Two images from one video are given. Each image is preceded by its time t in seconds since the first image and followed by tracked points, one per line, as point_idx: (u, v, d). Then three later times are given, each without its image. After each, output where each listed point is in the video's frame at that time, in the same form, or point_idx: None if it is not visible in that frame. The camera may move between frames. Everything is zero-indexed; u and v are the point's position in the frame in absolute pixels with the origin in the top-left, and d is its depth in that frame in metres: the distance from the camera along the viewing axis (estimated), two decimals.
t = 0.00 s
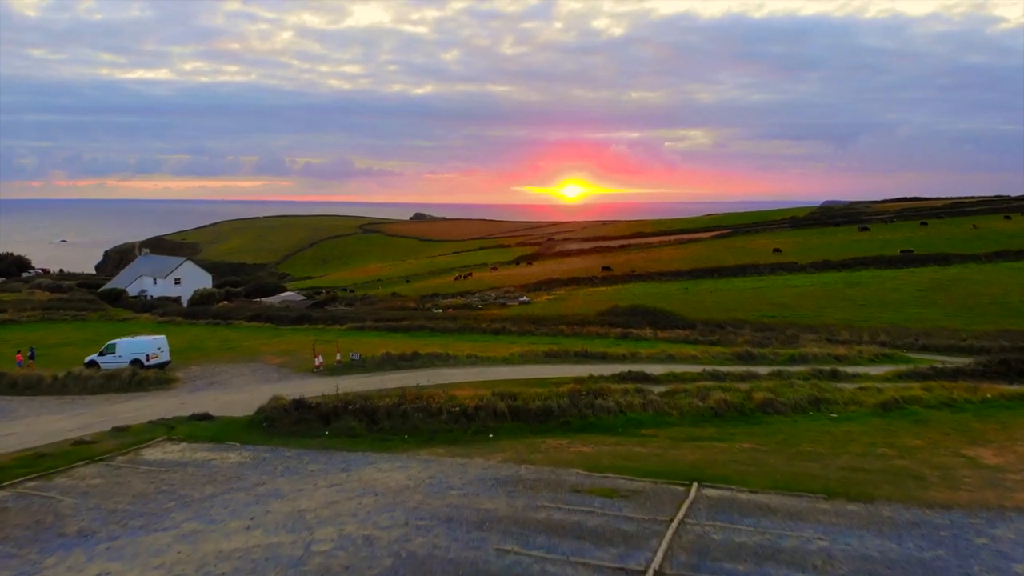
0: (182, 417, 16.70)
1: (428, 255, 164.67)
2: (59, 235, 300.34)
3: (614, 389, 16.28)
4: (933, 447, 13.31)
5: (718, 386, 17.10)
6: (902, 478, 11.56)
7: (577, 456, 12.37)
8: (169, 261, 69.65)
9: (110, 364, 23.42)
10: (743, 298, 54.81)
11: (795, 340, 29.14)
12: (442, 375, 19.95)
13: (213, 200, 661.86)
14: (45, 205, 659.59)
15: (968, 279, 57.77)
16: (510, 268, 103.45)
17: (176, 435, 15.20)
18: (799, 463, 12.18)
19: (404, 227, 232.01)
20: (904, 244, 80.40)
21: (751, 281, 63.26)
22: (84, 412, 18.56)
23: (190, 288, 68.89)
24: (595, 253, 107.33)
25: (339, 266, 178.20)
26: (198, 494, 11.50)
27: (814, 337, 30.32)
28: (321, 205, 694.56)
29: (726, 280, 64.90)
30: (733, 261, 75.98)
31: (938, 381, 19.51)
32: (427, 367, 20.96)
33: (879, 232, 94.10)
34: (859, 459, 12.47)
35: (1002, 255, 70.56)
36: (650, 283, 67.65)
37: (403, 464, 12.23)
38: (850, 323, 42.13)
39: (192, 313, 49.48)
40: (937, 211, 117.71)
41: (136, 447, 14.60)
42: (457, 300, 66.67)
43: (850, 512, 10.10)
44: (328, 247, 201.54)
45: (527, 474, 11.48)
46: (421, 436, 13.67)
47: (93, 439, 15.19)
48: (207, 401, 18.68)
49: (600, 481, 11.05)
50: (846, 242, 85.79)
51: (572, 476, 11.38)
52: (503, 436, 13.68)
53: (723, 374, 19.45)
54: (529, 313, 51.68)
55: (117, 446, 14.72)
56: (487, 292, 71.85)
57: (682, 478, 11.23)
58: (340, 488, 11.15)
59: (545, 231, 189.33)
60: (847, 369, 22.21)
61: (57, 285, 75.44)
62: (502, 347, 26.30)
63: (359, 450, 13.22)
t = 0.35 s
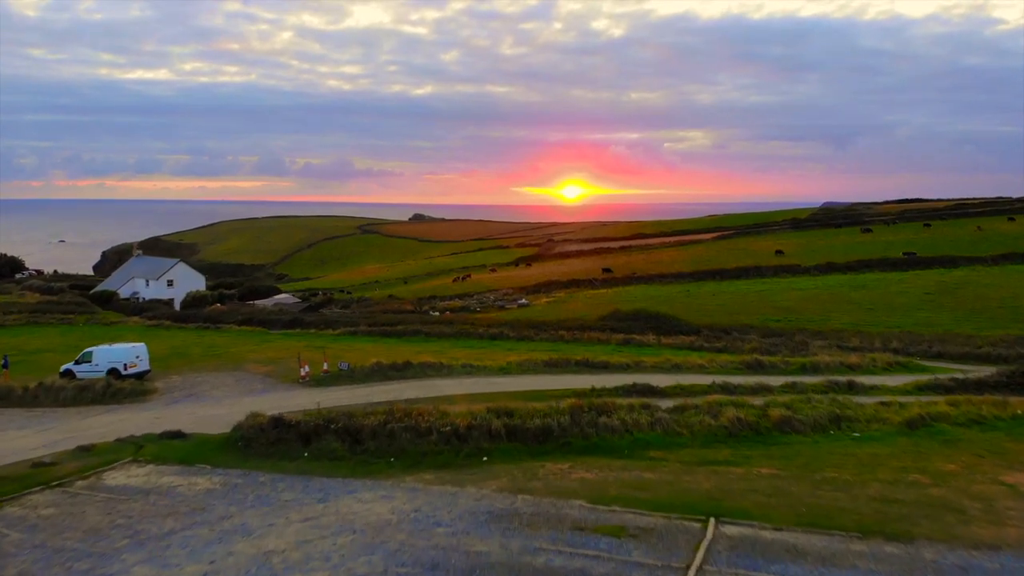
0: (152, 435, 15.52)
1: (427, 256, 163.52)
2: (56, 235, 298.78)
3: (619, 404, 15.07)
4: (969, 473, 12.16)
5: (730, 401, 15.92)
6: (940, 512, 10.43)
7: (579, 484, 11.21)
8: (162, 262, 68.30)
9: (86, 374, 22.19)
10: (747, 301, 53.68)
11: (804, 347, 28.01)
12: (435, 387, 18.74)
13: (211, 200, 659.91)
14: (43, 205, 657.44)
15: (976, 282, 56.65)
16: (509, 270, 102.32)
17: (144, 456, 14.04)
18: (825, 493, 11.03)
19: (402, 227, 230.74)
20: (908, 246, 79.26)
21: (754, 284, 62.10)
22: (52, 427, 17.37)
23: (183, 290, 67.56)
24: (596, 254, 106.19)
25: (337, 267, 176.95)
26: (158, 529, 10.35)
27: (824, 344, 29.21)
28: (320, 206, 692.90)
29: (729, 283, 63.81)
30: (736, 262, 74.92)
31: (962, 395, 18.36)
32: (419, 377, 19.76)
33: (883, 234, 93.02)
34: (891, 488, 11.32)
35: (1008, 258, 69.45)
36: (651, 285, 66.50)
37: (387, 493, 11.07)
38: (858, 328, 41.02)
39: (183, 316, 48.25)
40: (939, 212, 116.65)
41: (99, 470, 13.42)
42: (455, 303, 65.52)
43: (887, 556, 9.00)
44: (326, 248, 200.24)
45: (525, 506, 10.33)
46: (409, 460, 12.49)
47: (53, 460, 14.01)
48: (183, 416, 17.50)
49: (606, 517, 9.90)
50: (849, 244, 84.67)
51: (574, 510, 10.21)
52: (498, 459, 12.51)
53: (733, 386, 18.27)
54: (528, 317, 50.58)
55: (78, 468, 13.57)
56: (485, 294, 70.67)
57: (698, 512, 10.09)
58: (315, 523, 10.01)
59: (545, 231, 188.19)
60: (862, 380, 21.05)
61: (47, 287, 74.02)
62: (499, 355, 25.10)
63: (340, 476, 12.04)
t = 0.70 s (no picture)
0: (120, 455, 14.41)
1: (426, 256, 162.54)
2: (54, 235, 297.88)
3: (625, 421, 13.95)
4: (1012, 502, 11.04)
5: (745, 416, 14.79)
6: (987, 550, 9.30)
7: (582, 517, 10.07)
8: (155, 264, 66.99)
9: (60, 384, 21.02)
10: (750, 304, 52.64)
11: (814, 354, 26.93)
12: (428, 400, 17.58)
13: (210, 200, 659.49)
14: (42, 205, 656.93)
15: (983, 283, 55.61)
16: (509, 271, 101.27)
17: (108, 481, 12.92)
18: (857, 527, 9.91)
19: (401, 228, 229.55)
20: (912, 247, 78.20)
21: (757, 286, 61.10)
22: (16, 444, 16.24)
23: (176, 292, 66.33)
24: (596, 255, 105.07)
25: (335, 268, 175.82)
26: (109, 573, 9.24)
27: (834, 350, 28.15)
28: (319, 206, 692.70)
29: (731, 285, 62.76)
30: (738, 264, 73.90)
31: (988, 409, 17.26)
32: (412, 388, 18.63)
33: (886, 235, 91.95)
34: (928, 521, 10.20)
35: (1015, 259, 68.36)
36: (652, 287, 65.42)
37: (369, 529, 9.94)
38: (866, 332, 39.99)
39: (173, 320, 47.09)
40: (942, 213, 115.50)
41: (56, 497, 12.29)
42: (453, 305, 64.44)
43: None
44: (325, 249, 199.11)
45: (522, 546, 9.21)
46: (395, 487, 11.36)
47: (9, 484, 12.88)
48: (156, 432, 16.37)
49: (614, 560, 8.79)
50: (853, 245, 83.61)
51: (578, 550, 9.10)
52: (494, 486, 11.38)
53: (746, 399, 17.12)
54: (527, 321, 49.55)
55: (36, 493, 12.47)
56: (484, 296, 69.56)
57: (715, 551, 9.00)
58: (285, 569, 8.89)
59: (544, 232, 187.15)
60: (879, 390, 19.96)
61: (38, 289, 72.78)
62: (497, 363, 23.96)
63: (319, 507, 10.92)
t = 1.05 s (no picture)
0: (74, 482, 13.08)
1: (424, 258, 161.29)
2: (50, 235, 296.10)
3: (632, 443, 12.63)
4: None
5: (763, 439, 13.49)
6: None
7: (585, 566, 8.76)
8: (145, 265, 65.56)
9: (26, 398, 19.68)
10: (754, 308, 51.37)
11: (826, 363, 25.70)
12: (417, 416, 16.27)
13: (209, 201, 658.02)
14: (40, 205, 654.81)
15: (991, 287, 54.42)
16: (507, 272, 100.03)
17: (55, 514, 11.61)
18: None
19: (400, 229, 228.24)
20: (917, 249, 77.02)
21: (760, 289, 59.87)
22: None
23: (167, 295, 64.91)
24: (596, 257, 103.77)
25: (333, 269, 174.42)
26: None
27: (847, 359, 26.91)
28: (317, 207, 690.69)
29: (734, 288, 61.50)
30: (740, 266, 72.69)
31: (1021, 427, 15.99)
32: (400, 403, 17.32)
33: (890, 236, 90.73)
34: (981, 569, 8.90)
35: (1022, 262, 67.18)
36: (654, 290, 64.08)
37: None
38: (874, 338, 38.76)
39: (161, 323, 45.72)
40: (945, 214, 114.50)
41: None
42: (450, 308, 63.13)
43: None
44: (322, 249, 197.68)
45: None
46: (374, 525, 10.05)
47: None
48: (119, 454, 15.06)
49: None
50: (856, 246, 82.43)
51: None
52: (485, 524, 10.07)
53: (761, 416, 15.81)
54: (525, 326, 48.23)
55: None
56: (482, 299, 68.27)
57: None
58: None
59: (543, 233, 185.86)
60: (900, 405, 18.69)
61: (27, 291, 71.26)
62: (493, 373, 22.61)
63: (285, 550, 9.62)
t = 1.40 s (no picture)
0: (21, 512, 11.84)
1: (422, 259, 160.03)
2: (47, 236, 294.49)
3: (640, 471, 11.45)
4: None
5: (783, 464, 12.24)
6: None
7: None
8: (136, 267, 64.17)
9: None
10: (758, 312, 50.20)
11: (839, 372, 24.51)
12: (405, 435, 15.01)
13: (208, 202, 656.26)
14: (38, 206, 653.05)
15: (1000, 289, 53.29)
16: (506, 274, 98.85)
17: None
18: None
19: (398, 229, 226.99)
20: (922, 251, 75.91)
21: (764, 291, 58.72)
22: None
23: (158, 297, 63.51)
24: (596, 258, 102.62)
25: (330, 270, 173.07)
26: None
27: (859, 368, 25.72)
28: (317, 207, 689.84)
29: (737, 290, 60.33)
30: (743, 268, 71.46)
31: None
32: (387, 419, 16.04)
33: (893, 238, 89.67)
34: None
35: None
36: (655, 292, 62.81)
37: None
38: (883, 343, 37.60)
39: (148, 327, 44.39)
40: (948, 215, 113.48)
41: None
42: (447, 311, 61.85)
43: None
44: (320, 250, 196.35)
45: None
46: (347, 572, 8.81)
47: None
48: (78, 478, 13.82)
49: None
50: (860, 248, 81.39)
51: None
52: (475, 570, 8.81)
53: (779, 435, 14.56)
54: (524, 330, 46.99)
55: None
56: (480, 301, 67.01)
57: None
58: None
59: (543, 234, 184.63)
60: (924, 421, 17.48)
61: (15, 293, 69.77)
62: (490, 384, 21.33)
63: None
